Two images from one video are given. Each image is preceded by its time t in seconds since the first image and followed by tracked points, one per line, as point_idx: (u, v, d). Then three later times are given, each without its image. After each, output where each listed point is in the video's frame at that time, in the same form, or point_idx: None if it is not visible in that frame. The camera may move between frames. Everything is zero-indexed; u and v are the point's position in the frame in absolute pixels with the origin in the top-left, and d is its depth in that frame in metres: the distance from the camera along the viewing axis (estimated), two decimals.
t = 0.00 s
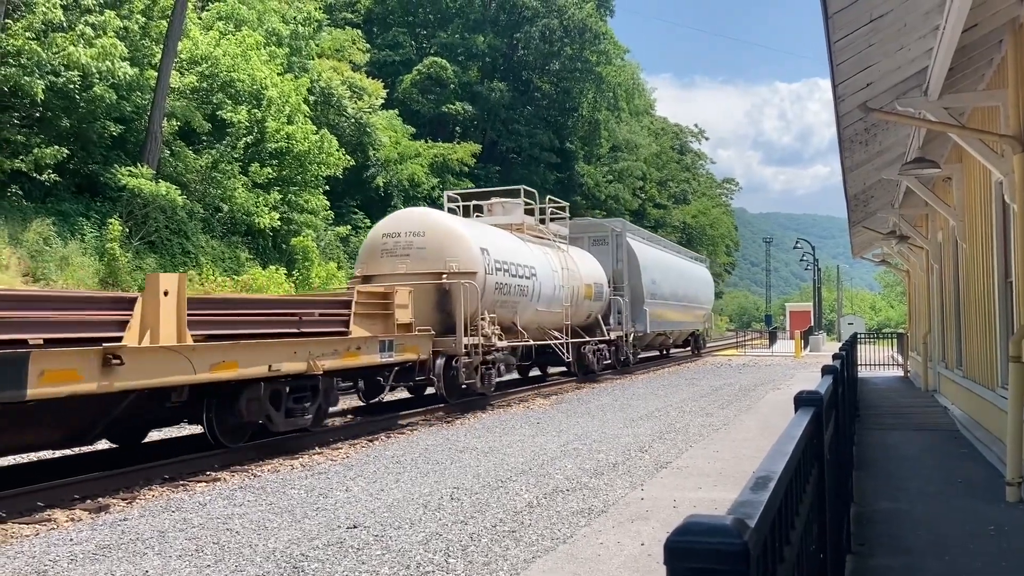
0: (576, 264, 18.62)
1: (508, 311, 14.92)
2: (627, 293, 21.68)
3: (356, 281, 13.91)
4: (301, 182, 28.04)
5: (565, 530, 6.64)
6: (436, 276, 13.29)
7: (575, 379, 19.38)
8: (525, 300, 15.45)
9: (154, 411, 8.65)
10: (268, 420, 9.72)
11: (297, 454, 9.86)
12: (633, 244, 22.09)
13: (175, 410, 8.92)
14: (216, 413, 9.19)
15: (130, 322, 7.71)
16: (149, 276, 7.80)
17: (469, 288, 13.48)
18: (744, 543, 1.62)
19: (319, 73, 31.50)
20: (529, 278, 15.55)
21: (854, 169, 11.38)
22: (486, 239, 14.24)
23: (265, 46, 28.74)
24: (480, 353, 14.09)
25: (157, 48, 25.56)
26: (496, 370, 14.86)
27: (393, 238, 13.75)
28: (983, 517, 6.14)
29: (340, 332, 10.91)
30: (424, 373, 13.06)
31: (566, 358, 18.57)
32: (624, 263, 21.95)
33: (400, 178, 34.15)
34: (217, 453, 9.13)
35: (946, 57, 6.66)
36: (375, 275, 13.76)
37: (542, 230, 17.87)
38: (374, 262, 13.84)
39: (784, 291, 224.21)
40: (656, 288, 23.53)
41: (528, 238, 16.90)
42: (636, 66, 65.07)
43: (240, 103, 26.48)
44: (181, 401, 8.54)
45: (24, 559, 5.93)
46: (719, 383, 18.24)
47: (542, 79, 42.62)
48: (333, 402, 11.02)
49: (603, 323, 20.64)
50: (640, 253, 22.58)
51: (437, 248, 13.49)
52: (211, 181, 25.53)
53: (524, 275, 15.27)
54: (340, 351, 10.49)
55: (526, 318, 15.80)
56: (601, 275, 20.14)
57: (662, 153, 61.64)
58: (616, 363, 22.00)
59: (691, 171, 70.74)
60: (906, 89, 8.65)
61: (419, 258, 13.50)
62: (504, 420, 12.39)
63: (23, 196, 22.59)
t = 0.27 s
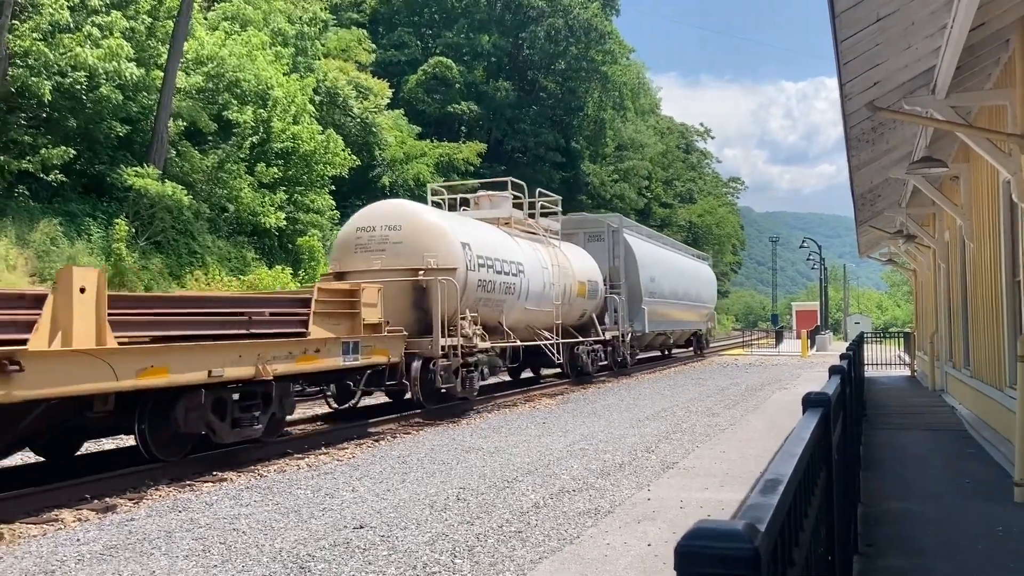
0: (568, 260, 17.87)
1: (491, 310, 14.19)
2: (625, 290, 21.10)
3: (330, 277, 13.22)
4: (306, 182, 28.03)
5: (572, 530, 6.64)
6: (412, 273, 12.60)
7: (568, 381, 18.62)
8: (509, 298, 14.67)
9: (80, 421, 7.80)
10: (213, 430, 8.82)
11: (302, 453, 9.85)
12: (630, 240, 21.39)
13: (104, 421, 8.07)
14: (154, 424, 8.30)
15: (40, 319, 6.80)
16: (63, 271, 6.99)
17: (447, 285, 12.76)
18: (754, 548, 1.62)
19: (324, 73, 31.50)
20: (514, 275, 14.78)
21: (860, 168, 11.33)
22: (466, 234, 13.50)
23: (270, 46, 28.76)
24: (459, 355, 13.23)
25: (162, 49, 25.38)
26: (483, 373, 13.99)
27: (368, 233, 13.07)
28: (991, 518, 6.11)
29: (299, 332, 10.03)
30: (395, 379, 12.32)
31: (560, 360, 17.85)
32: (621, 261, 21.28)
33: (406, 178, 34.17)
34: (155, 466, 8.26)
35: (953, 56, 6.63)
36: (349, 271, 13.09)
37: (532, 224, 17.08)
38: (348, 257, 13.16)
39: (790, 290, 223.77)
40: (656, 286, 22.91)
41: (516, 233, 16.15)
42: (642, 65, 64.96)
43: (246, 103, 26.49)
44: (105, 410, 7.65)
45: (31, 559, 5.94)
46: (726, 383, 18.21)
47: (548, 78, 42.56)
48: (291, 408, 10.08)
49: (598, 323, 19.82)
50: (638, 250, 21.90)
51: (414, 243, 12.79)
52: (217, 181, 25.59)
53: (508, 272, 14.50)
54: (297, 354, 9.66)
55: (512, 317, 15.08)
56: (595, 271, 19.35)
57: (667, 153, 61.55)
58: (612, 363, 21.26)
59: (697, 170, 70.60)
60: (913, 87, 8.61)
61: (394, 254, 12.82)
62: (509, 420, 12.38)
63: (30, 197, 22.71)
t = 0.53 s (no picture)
0: (557, 255, 17.06)
1: (471, 308, 13.38)
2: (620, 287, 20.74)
3: (296, 274, 12.38)
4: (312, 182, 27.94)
5: (578, 528, 6.64)
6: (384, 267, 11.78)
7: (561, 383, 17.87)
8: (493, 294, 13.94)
9: None
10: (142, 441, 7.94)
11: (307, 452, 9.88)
12: (625, 236, 21.02)
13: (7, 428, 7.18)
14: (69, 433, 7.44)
15: None
16: None
17: (420, 281, 11.93)
18: (763, 548, 1.61)
19: (329, 72, 31.51)
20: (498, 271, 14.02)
21: (867, 166, 11.30)
22: (444, 225, 12.67)
23: (275, 45, 28.78)
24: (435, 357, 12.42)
25: (169, 48, 25.73)
26: (461, 377, 13.22)
27: (338, 225, 12.24)
28: (999, 516, 6.09)
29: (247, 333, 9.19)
30: (361, 382, 11.41)
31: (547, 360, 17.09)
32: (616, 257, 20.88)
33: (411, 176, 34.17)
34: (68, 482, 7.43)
35: (960, 54, 6.60)
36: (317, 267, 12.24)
37: (518, 216, 16.29)
38: (317, 252, 12.33)
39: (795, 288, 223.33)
40: (653, 284, 22.52)
41: (500, 226, 15.35)
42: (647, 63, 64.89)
43: (250, 101, 26.53)
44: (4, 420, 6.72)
45: (39, 557, 5.97)
46: (731, 381, 18.17)
47: (553, 76, 42.48)
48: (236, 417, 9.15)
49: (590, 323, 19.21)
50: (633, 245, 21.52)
51: (386, 236, 11.93)
52: (222, 180, 25.66)
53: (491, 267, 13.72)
54: (241, 357, 8.77)
55: (495, 316, 14.29)
56: (586, 266, 18.52)
57: (673, 151, 61.46)
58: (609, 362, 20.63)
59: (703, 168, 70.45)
60: (921, 85, 8.57)
61: (366, 247, 11.98)
62: (515, 419, 12.38)
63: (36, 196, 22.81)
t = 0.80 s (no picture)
0: (544, 249, 16.28)
1: (447, 305, 12.61)
2: (615, 282, 20.30)
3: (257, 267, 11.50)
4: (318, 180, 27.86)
5: (583, 526, 6.64)
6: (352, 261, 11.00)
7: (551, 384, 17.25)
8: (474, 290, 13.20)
9: None
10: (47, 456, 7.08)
11: (313, 449, 9.90)
12: (620, 229, 20.56)
13: None
14: None
15: None
16: None
17: (392, 277, 11.16)
18: (772, 545, 1.61)
19: (335, 69, 31.51)
20: (479, 265, 13.27)
21: (873, 163, 11.27)
22: (419, 217, 11.92)
23: (281, 43, 28.81)
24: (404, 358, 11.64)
25: (174, 46, 25.48)
26: (438, 378, 12.47)
27: (302, 215, 11.36)
28: (1006, 515, 6.07)
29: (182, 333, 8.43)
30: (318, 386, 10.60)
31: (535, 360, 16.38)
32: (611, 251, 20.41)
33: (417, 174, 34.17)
34: None
35: (967, 51, 6.58)
36: (279, 260, 11.38)
37: (502, 209, 15.53)
38: (278, 244, 11.44)
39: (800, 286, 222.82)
40: (649, 280, 22.04)
41: (483, 218, 14.56)
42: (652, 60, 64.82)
43: (256, 99, 26.50)
44: None
45: (46, 553, 6.00)
46: (737, 379, 18.12)
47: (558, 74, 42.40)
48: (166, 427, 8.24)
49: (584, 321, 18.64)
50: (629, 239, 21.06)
51: (353, 227, 11.12)
52: (228, 178, 25.68)
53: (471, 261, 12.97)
54: (171, 359, 7.97)
55: (477, 314, 13.56)
56: (575, 263, 17.74)
57: (678, 148, 61.39)
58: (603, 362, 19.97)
59: (708, 165, 70.30)
60: (927, 82, 8.53)
61: (332, 240, 11.14)
62: (520, 416, 12.38)
63: (43, 193, 22.92)
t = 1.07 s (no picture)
0: (531, 242, 15.53)
1: (421, 300, 11.92)
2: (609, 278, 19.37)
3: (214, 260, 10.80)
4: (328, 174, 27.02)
5: (589, 523, 6.65)
6: (311, 253, 10.26)
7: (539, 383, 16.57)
8: (449, 283, 12.42)
9: None
10: None
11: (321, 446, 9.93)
12: (615, 221, 19.46)
13: None
14: None
15: None
16: None
17: (353, 270, 10.41)
18: (780, 544, 1.61)
19: (341, 67, 31.53)
20: (454, 257, 12.51)
21: (879, 160, 11.25)
22: (387, 206, 11.17)
23: (287, 40, 28.85)
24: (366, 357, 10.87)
25: (180, 43, 25.75)
26: (409, 380, 11.87)
27: (260, 204, 10.65)
28: (1013, 511, 6.06)
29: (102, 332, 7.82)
30: (267, 389, 9.82)
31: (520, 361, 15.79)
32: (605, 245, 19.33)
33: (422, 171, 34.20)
34: None
35: (974, 46, 6.56)
36: (235, 252, 10.68)
37: (483, 199, 14.79)
38: (235, 235, 10.72)
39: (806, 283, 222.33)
40: (647, 275, 21.13)
41: (463, 208, 13.80)
42: (658, 56, 64.67)
43: (262, 96, 26.51)
44: None
45: (54, 549, 6.03)
46: (743, 376, 18.08)
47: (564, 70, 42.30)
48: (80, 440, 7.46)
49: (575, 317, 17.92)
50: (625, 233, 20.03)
51: (314, 217, 10.39)
52: (235, 175, 25.72)
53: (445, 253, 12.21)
54: (84, 362, 7.21)
55: (453, 309, 12.80)
56: (564, 255, 17.00)
57: (684, 145, 61.33)
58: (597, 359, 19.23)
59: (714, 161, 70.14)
60: (934, 78, 8.51)
61: (289, 229, 10.40)
62: (526, 413, 12.39)
63: (50, 191, 23.05)
